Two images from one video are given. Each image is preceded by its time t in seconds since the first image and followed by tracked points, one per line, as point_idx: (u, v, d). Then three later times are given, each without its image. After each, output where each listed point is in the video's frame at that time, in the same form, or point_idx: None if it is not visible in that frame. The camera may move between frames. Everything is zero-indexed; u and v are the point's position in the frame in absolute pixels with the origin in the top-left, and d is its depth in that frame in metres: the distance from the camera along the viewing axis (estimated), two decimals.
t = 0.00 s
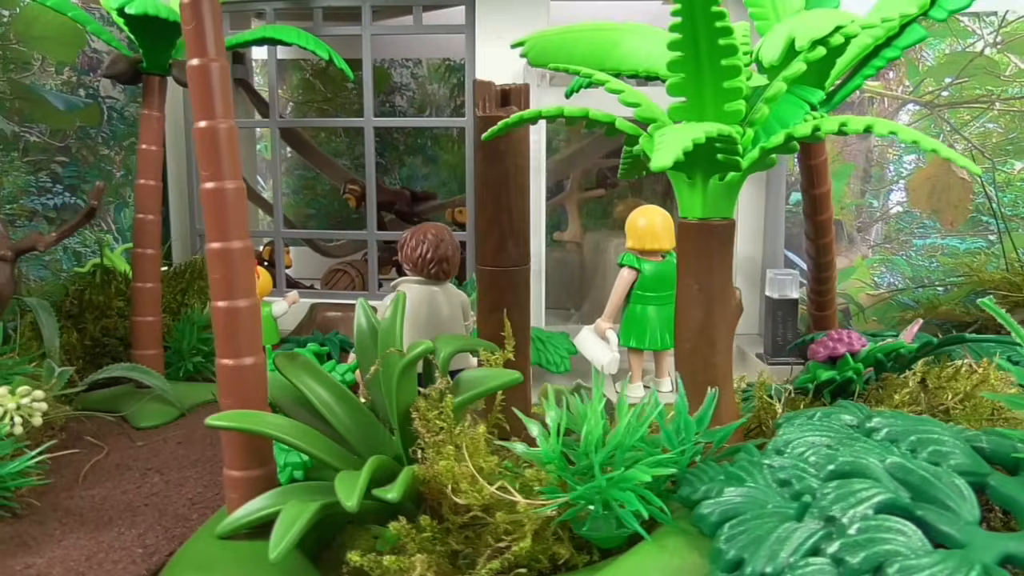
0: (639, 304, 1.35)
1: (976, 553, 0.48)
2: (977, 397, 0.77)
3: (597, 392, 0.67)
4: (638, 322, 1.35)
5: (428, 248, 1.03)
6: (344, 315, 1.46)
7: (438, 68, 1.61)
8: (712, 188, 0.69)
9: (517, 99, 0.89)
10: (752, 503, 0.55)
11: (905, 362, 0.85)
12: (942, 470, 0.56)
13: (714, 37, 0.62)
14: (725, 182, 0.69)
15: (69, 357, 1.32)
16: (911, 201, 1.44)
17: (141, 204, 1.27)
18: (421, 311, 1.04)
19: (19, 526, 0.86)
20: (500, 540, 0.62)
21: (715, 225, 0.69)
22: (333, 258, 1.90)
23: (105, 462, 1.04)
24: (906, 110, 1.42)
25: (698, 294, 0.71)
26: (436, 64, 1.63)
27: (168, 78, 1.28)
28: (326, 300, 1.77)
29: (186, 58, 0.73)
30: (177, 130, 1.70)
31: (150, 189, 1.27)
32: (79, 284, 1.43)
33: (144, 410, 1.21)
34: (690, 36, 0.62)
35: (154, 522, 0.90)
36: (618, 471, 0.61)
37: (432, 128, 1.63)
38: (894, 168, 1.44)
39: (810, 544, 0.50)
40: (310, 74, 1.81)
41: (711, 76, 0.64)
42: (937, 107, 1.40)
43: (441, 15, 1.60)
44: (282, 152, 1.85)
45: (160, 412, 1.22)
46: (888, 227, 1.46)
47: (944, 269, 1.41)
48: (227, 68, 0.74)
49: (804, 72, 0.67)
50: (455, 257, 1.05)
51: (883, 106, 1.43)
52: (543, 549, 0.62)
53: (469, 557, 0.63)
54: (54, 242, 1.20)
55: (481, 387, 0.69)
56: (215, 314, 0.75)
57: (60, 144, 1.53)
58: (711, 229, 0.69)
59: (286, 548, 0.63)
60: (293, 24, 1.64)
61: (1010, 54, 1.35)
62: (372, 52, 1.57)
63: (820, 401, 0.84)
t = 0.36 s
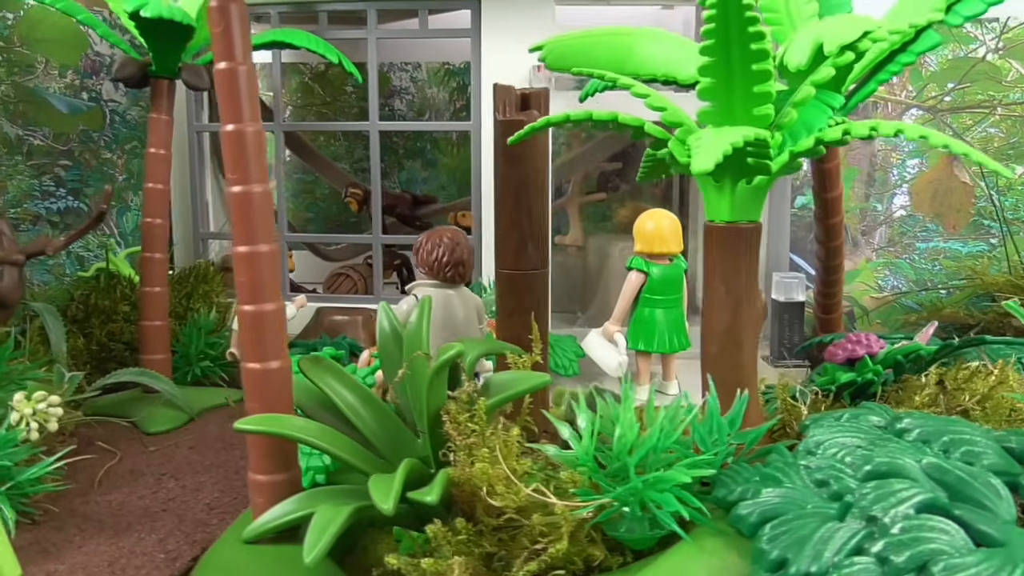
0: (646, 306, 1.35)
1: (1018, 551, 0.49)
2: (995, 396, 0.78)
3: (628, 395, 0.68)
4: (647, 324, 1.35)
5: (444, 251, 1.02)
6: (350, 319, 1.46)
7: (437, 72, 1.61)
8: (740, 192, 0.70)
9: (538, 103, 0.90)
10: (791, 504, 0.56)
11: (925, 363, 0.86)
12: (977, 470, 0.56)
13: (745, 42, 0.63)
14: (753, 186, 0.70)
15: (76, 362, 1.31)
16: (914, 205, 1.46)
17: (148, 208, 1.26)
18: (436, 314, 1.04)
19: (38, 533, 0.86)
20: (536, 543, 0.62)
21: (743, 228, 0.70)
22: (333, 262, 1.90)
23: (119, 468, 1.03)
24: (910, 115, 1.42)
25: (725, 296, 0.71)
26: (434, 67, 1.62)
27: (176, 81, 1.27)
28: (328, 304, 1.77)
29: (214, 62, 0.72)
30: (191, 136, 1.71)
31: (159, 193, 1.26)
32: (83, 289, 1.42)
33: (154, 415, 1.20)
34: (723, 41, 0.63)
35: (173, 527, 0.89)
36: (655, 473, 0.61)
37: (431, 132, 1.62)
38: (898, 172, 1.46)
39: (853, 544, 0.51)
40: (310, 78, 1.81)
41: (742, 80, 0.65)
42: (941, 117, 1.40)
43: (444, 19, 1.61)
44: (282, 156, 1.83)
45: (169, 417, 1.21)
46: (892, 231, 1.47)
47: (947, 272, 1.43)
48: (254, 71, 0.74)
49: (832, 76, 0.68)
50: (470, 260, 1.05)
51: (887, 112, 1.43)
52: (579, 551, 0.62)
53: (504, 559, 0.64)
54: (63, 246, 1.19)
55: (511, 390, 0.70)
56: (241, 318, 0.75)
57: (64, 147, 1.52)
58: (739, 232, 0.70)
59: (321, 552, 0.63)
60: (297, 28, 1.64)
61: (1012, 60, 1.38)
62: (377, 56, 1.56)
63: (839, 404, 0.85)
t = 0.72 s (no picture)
0: (654, 310, 1.36)
1: None
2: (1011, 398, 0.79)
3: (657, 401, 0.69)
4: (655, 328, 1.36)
5: (461, 257, 1.03)
6: (357, 324, 1.46)
7: (437, 77, 1.62)
8: (767, 199, 0.71)
9: (558, 109, 0.91)
10: (830, 505, 0.57)
11: (942, 366, 0.87)
12: (1009, 471, 0.58)
13: (777, 53, 0.64)
14: (779, 193, 0.71)
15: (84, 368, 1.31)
16: (915, 209, 1.48)
17: (159, 213, 1.27)
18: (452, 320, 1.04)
19: (62, 540, 0.86)
20: (575, 545, 0.63)
21: (769, 235, 0.71)
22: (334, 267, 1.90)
23: (136, 474, 1.03)
24: (912, 120, 1.44)
25: (752, 302, 0.72)
26: (434, 72, 1.63)
27: (187, 87, 1.28)
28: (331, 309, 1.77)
29: (245, 70, 0.73)
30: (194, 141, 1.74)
31: (169, 198, 1.27)
32: (90, 295, 1.41)
33: (166, 422, 1.20)
34: (754, 52, 0.65)
35: (196, 533, 0.89)
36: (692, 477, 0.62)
37: (432, 137, 1.63)
38: (900, 177, 1.47)
39: (895, 544, 0.52)
40: (308, 82, 1.81)
41: (771, 90, 0.67)
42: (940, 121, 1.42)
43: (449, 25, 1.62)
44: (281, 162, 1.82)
45: (181, 424, 1.21)
46: (894, 235, 1.49)
47: (947, 275, 1.46)
48: (285, 80, 0.74)
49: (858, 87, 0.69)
50: (487, 266, 1.05)
51: (888, 118, 1.45)
52: (616, 554, 0.63)
53: (541, 563, 0.65)
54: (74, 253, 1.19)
55: (543, 395, 0.71)
56: (271, 325, 0.76)
57: (68, 152, 1.51)
58: (766, 239, 0.71)
59: (361, 557, 0.63)
60: (302, 33, 1.64)
61: (1011, 67, 1.40)
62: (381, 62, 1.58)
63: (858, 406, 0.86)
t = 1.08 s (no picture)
0: (670, 311, 1.36)
1: None
2: None
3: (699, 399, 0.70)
4: (670, 329, 1.36)
5: (485, 257, 1.03)
6: (370, 326, 1.45)
7: (440, 79, 1.62)
8: (807, 197, 0.72)
9: (587, 109, 0.91)
10: (883, 501, 0.57)
11: (972, 365, 0.87)
12: None
13: (822, 51, 0.65)
14: (818, 191, 0.72)
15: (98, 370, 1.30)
16: (926, 211, 1.49)
17: (175, 214, 1.26)
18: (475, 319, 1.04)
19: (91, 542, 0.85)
20: (623, 542, 0.63)
21: (808, 233, 0.72)
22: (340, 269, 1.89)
23: (158, 476, 1.03)
24: (923, 123, 1.46)
25: (790, 300, 0.73)
26: (438, 75, 1.63)
27: (204, 88, 1.27)
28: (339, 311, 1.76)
29: (284, 69, 0.73)
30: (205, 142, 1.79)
31: (185, 200, 1.26)
32: (100, 296, 1.40)
33: (182, 423, 1.19)
34: (799, 51, 0.65)
35: (225, 534, 0.89)
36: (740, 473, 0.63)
37: (434, 138, 1.63)
38: (911, 179, 1.49)
39: (953, 538, 0.52)
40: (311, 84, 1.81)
41: (814, 89, 0.67)
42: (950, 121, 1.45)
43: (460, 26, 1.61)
44: (285, 164, 1.81)
45: (198, 425, 1.20)
46: (905, 236, 1.51)
47: (958, 277, 1.46)
48: (323, 78, 0.74)
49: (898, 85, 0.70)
50: (511, 266, 1.05)
51: (900, 120, 1.48)
52: (664, 551, 0.63)
53: (587, 560, 0.64)
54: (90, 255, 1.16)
55: (585, 393, 0.71)
56: (309, 323, 0.75)
57: (78, 154, 1.50)
58: (805, 237, 0.72)
59: (409, 554, 0.63)
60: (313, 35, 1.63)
61: (1020, 70, 1.41)
62: (392, 64, 1.58)
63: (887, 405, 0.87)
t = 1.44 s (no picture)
0: (687, 310, 1.37)
1: None
2: None
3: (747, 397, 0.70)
4: (687, 328, 1.36)
5: (513, 257, 1.03)
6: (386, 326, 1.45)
7: (446, 79, 1.61)
8: (851, 198, 0.72)
9: (621, 110, 0.91)
10: (941, 499, 0.58)
11: (1003, 363, 0.88)
12: None
13: (872, 54, 0.65)
14: (863, 192, 0.72)
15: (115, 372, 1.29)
16: (937, 211, 1.52)
17: (193, 214, 1.25)
18: (502, 319, 1.04)
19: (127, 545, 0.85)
20: (678, 540, 0.63)
21: (852, 234, 0.72)
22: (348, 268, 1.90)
23: (186, 478, 1.02)
24: (934, 124, 1.47)
25: (833, 300, 0.73)
26: (443, 74, 1.62)
27: (222, 88, 1.27)
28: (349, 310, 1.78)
29: (329, 69, 0.72)
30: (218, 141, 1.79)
31: (203, 200, 1.25)
32: (113, 297, 1.39)
33: (202, 424, 1.19)
34: (849, 54, 0.66)
35: (260, 535, 0.89)
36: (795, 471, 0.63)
37: (439, 139, 1.62)
38: (923, 179, 1.52)
39: (1017, 535, 0.53)
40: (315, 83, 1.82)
41: (861, 92, 0.68)
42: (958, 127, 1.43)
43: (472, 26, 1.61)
44: (288, 163, 1.84)
45: (218, 425, 1.20)
46: (916, 236, 1.54)
47: (969, 276, 1.48)
48: (368, 79, 0.73)
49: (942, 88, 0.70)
50: (538, 266, 1.06)
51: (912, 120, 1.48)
52: (719, 549, 0.64)
53: (641, 558, 0.65)
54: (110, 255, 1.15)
55: (633, 393, 0.71)
56: (353, 324, 0.75)
57: (89, 154, 1.49)
58: (849, 238, 0.72)
59: (464, 555, 0.63)
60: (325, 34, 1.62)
61: None
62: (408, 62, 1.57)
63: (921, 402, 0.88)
